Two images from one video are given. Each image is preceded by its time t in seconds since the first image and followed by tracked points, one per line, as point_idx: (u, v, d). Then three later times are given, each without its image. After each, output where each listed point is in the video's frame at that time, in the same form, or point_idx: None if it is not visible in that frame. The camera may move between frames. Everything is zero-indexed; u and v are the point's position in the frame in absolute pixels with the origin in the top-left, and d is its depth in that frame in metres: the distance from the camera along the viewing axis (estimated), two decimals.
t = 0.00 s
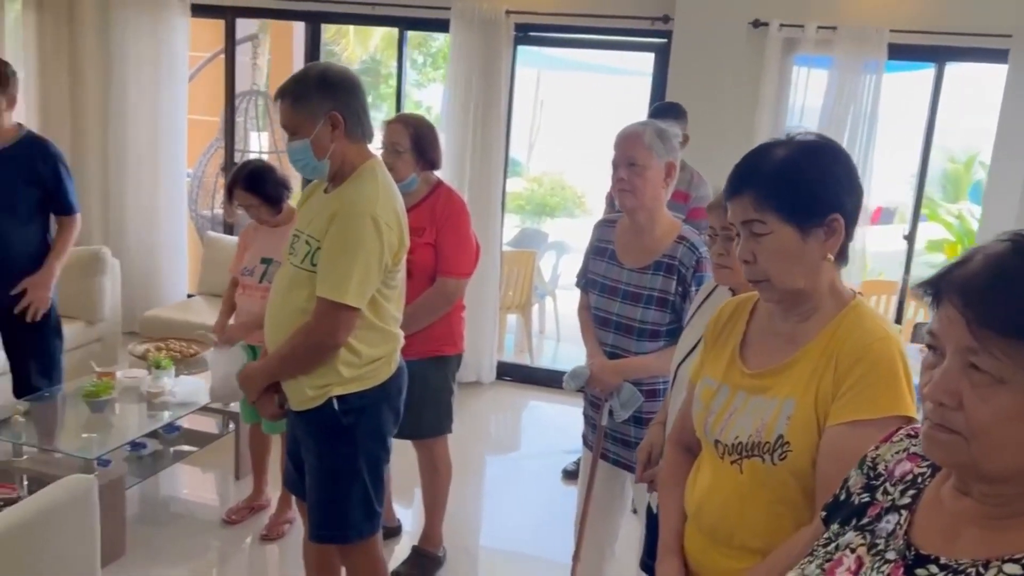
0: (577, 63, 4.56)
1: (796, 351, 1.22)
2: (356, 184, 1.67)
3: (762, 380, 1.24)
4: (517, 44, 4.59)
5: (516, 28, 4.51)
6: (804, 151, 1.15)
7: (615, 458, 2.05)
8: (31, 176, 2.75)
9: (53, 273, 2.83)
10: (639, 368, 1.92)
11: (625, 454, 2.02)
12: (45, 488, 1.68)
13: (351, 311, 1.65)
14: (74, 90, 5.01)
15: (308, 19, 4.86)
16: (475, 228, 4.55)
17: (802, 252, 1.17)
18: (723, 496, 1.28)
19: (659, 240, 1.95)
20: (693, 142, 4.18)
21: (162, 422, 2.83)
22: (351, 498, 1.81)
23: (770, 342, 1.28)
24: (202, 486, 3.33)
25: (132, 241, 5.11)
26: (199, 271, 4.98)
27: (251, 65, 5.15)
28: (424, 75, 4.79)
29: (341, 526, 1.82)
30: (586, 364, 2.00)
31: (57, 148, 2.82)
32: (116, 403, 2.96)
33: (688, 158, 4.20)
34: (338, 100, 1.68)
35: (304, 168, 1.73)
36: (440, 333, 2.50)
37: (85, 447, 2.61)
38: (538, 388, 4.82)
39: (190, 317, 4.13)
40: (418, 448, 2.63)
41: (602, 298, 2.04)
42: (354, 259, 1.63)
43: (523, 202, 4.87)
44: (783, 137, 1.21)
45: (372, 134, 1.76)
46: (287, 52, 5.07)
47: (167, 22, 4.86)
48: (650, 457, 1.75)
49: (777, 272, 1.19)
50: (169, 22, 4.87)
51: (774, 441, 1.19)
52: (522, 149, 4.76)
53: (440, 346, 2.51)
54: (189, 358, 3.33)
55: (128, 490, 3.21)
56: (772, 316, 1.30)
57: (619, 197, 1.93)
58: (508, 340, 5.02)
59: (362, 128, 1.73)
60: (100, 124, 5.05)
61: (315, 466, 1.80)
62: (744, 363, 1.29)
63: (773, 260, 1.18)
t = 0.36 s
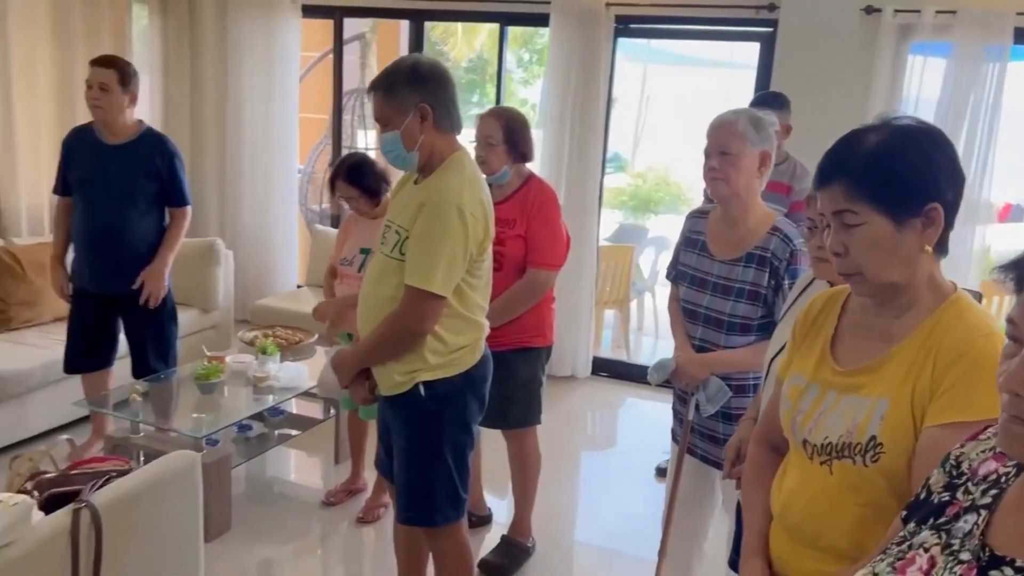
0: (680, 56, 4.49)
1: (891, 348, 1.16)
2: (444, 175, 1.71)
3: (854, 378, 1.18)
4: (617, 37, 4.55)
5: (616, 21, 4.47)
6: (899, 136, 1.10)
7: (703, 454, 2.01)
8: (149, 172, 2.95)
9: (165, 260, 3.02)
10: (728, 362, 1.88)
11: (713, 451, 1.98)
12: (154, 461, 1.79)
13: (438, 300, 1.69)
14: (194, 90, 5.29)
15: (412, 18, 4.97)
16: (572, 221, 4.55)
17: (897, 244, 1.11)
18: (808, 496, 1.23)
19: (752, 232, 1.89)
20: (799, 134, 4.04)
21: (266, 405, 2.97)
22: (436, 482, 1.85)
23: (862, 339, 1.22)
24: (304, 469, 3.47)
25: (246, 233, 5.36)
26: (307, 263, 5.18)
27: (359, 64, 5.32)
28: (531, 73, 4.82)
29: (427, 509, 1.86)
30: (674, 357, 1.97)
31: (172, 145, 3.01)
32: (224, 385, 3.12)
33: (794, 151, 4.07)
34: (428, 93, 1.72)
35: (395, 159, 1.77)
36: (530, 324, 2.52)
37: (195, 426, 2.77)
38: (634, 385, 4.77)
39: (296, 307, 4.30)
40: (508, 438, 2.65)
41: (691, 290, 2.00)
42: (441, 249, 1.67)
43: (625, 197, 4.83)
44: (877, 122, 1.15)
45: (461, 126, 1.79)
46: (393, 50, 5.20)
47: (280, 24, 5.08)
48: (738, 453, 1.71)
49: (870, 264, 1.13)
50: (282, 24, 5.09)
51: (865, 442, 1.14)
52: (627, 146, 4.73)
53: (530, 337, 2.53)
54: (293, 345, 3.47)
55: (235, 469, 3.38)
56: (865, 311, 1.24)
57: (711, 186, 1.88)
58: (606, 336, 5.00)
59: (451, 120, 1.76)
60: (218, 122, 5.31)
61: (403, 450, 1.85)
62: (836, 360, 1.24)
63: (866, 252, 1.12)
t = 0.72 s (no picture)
0: (800, 48, 4.34)
1: (1010, 353, 1.09)
2: (545, 168, 1.72)
3: (967, 384, 1.12)
4: (734, 29, 4.44)
5: (733, 13, 4.36)
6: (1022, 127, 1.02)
7: (808, 458, 1.94)
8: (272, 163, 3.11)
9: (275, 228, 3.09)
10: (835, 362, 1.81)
11: (818, 454, 1.92)
12: (265, 440, 1.90)
13: (536, 292, 1.70)
14: (317, 90, 5.52)
15: (526, 15, 5.02)
16: (683, 217, 4.47)
17: (1017, 242, 1.03)
18: (911, 505, 1.18)
19: (864, 228, 1.82)
20: (928, 128, 3.83)
21: (376, 391, 3.08)
22: (532, 472, 1.87)
23: (979, 343, 1.16)
24: (411, 456, 3.57)
25: (363, 227, 5.55)
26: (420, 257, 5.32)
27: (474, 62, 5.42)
28: (649, 68, 4.75)
29: (522, 499, 1.88)
30: (778, 356, 1.92)
31: (294, 139, 3.16)
32: (336, 370, 3.25)
33: (923, 145, 3.86)
34: (533, 86, 1.73)
35: (499, 152, 1.79)
36: (632, 319, 2.50)
37: (308, 409, 2.90)
38: (744, 386, 4.65)
39: (408, 299, 4.42)
40: (608, 433, 2.64)
41: (799, 288, 1.94)
42: (540, 241, 1.68)
43: (743, 194, 4.70)
44: (999, 112, 1.08)
45: (563, 119, 1.80)
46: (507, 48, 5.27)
47: (399, 24, 5.23)
48: (842, 456, 1.64)
49: (986, 261, 1.05)
50: (401, 24, 5.24)
51: (975, 453, 1.08)
52: (747, 142, 4.59)
53: (631, 332, 2.51)
54: (402, 335, 3.57)
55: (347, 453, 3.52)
56: (981, 312, 1.17)
57: (821, 180, 1.81)
58: (717, 335, 4.88)
59: (554, 114, 1.77)
60: (340, 119, 5.53)
61: (500, 439, 1.88)
62: (948, 364, 1.18)
63: (983, 250, 1.04)
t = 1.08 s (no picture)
0: (923, 39, 4.13)
1: None
2: (643, 160, 1.70)
3: None
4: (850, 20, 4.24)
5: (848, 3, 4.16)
6: None
7: (916, 465, 1.85)
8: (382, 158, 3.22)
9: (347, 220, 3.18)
10: (947, 365, 1.72)
11: (927, 461, 1.82)
12: (364, 423, 1.96)
13: (630, 284, 1.69)
14: (424, 87, 5.64)
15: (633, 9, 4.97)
16: (792, 215, 4.33)
17: None
18: None
19: (983, 224, 1.71)
20: None
21: (473, 381, 3.13)
22: (624, 467, 1.86)
23: None
24: (507, 447, 3.60)
25: (466, 222, 5.63)
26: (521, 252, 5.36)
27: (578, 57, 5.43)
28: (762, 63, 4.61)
29: (613, 493, 1.87)
30: (885, 358, 1.83)
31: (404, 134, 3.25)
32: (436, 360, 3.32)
33: None
34: (633, 78, 1.72)
35: (597, 144, 1.79)
36: (732, 317, 2.45)
37: (407, 396, 2.97)
38: (855, 391, 4.46)
39: (508, 293, 4.46)
40: (705, 432, 2.59)
41: (910, 287, 1.85)
42: (635, 233, 1.67)
43: (860, 192, 4.50)
44: None
45: (664, 111, 1.78)
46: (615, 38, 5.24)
47: (505, 22, 5.28)
48: (952, 463, 1.56)
49: None
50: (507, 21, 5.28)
51: None
52: (865, 138, 4.40)
53: (731, 330, 2.46)
54: (501, 328, 3.61)
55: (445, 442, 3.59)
56: None
57: (935, 172, 1.72)
58: (827, 338, 4.70)
59: (654, 105, 1.75)
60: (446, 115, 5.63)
61: (592, 431, 1.88)
62: None
63: None
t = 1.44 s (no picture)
0: None
1: None
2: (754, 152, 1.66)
3: None
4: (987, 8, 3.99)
5: None
6: None
7: None
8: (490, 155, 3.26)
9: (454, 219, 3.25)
10: None
11: None
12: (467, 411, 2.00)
13: (738, 279, 1.65)
14: (535, 83, 5.66)
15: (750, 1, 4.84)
16: (918, 214, 4.11)
17: None
18: None
19: None
20: None
21: (577, 375, 3.13)
22: (727, 466, 1.82)
23: None
24: (610, 444, 3.59)
25: (575, 217, 5.63)
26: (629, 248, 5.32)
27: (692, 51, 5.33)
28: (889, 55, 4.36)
29: (716, 492, 1.84)
30: (1015, 363, 1.72)
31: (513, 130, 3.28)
32: (539, 353, 3.34)
33: None
34: (747, 68, 1.67)
35: (708, 136, 1.76)
36: (848, 318, 2.36)
37: (510, 388, 3.01)
38: (983, 401, 4.20)
39: (615, 289, 4.44)
40: (816, 436, 2.50)
41: None
42: (744, 227, 1.63)
43: (995, 191, 4.22)
44: None
45: (778, 102, 1.73)
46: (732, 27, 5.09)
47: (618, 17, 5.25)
48: None
49: None
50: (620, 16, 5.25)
51: None
52: (1004, 135, 4.13)
53: (847, 332, 2.37)
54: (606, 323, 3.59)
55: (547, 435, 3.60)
56: None
57: None
58: (954, 344, 4.44)
59: (768, 97, 1.70)
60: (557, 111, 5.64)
61: (695, 429, 1.85)
62: None
63: None
